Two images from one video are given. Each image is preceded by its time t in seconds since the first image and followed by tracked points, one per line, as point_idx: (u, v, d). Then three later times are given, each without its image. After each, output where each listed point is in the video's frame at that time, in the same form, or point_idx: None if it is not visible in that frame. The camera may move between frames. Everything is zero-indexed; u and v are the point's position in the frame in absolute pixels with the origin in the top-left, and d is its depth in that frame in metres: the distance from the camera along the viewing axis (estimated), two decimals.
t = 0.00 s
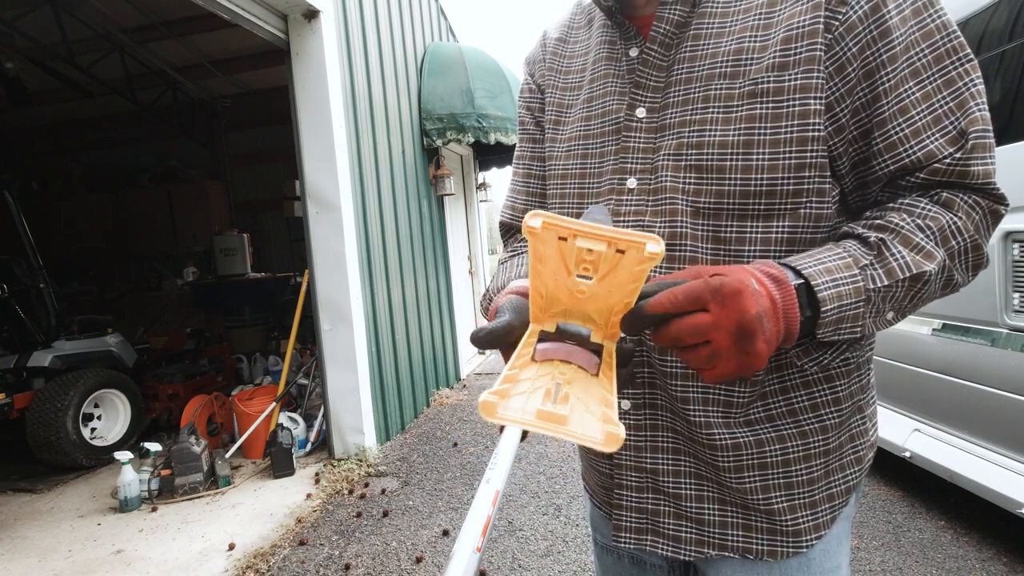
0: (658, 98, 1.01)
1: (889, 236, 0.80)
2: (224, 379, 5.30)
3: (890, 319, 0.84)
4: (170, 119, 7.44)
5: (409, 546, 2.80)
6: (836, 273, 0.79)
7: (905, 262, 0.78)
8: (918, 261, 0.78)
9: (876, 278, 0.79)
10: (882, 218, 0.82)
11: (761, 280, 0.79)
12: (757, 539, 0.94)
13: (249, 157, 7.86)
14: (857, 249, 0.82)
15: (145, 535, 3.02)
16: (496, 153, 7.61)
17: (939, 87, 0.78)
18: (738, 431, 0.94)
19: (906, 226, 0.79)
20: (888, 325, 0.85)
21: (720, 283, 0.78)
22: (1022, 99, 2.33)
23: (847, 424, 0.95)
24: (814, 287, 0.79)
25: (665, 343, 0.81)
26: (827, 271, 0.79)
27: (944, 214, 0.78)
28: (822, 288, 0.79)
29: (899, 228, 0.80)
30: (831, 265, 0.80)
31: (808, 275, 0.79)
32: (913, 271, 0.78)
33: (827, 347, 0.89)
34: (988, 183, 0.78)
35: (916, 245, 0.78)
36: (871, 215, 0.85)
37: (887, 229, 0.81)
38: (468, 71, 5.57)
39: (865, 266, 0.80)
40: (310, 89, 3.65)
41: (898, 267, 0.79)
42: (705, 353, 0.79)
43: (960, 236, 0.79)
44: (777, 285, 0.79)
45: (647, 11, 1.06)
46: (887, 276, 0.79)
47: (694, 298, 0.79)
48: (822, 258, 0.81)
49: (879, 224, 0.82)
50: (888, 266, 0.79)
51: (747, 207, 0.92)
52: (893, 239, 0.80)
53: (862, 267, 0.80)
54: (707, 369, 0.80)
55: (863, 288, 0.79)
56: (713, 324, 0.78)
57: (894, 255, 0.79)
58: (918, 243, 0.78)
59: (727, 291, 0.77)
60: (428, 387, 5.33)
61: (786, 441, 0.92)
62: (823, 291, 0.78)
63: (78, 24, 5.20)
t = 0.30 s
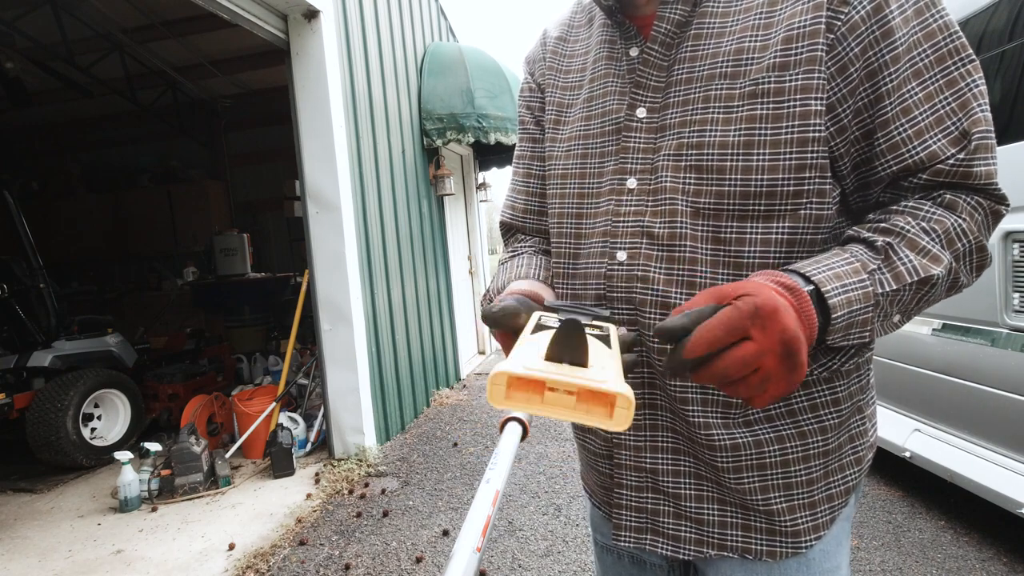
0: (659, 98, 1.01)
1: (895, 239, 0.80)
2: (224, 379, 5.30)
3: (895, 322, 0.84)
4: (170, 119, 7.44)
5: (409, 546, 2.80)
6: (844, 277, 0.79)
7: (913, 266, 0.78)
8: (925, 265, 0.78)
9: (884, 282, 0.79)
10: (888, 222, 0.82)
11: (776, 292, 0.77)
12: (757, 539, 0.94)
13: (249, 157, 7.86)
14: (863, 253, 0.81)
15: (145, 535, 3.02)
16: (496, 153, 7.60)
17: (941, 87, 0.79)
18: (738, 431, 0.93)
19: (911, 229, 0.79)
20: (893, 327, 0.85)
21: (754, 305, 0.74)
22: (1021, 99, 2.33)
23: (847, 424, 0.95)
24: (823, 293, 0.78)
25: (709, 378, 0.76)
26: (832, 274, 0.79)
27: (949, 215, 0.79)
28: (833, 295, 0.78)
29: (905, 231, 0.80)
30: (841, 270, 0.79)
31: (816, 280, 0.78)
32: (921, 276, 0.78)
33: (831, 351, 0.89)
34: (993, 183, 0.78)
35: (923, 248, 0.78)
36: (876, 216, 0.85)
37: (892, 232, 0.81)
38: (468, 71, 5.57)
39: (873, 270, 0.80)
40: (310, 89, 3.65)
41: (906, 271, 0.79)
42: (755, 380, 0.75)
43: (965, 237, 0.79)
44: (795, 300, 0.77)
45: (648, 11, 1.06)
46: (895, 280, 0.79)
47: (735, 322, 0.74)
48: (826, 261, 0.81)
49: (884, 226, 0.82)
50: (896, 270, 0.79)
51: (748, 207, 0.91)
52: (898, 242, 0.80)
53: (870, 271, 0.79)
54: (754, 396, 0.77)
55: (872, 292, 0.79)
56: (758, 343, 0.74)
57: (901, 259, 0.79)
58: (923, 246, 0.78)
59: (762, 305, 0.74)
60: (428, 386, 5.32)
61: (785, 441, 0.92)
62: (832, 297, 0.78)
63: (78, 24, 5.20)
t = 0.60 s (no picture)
0: (659, 101, 1.01)
1: (892, 260, 0.80)
2: (224, 379, 5.29)
3: (882, 335, 0.86)
4: (170, 119, 7.44)
5: (409, 546, 2.80)
6: (834, 305, 0.80)
7: (904, 293, 0.79)
8: (916, 291, 0.79)
9: (874, 307, 0.81)
10: (890, 240, 0.81)
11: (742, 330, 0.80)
12: (757, 541, 0.94)
13: (249, 157, 7.86)
14: (858, 274, 0.82)
15: (145, 535, 3.02)
16: (496, 153, 7.60)
17: (945, 92, 0.79)
18: (736, 434, 0.93)
19: (911, 250, 0.79)
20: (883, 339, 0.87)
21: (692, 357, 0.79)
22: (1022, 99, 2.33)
23: (847, 426, 0.95)
24: (809, 325, 0.80)
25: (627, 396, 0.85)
26: (824, 301, 0.80)
27: (950, 232, 0.79)
28: (818, 324, 0.80)
29: (904, 252, 0.79)
30: (830, 297, 0.80)
31: (804, 311, 0.79)
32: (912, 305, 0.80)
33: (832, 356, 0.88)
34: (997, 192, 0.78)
35: (919, 270, 0.79)
36: (878, 226, 0.85)
37: (890, 251, 0.81)
38: (468, 71, 5.57)
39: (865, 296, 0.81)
40: (310, 89, 3.65)
41: (897, 297, 0.80)
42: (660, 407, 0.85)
43: (964, 254, 0.79)
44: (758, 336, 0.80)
45: (648, 11, 1.06)
46: (885, 305, 0.80)
47: (687, 356, 0.79)
48: (817, 287, 0.81)
49: (883, 244, 0.82)
50: (887, 295, 0.80)
51: (746, 214, 0.91)
52: (894, 262, 0.80)
53: (862, 296, 0.80)
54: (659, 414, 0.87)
55: (861, 318, 0.81)
56: (695, 380, 0.80)
57: (894, 284, 0.80)
58: (921, 268, 0.79)
59: (717, 350, 0.79)
60: (428, 386, 5.33)
61: (784, 443, 0.92)
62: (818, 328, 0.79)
63: (78, 24, 5.20)
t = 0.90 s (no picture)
0: (658, 104, 0.94)
1: (907, 283, 0.77)
2: (224, 379, 5.29)
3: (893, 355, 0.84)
4: (170, 119, 7.44)
5: (409, 546, 2.80)
6: (855, 336, 0.77)
7: (923, 318, 0.77)
8: (935, 316, 0.76)
9: (892, 332, 0.78)
10: (904, 261, 0.78)
11: (794, 381, 0.75)
12: (752, 545, 0.94)
13: (249, 157, 7.86)
14: (875, 299, 0.78)
15: (145, 534, 3.02)
16: (496, 153, 7.60)
17: (953, 102, 0.76)
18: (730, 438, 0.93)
19: (925, 271, 0.76)
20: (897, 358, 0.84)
21: (765, 422, 0.72)
22: (1021, 99, 2.33)
23: (843, 432, 0.94)
24: (835, 362, 0.76)
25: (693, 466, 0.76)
26: (844, 330, 0.76)
27: (961, 251, 0.77)
28: (841, 358, 0.76)
29: (918, 274, 0.76)
30: (851, 328, 0.77)
31: (828, 346, 0.76)
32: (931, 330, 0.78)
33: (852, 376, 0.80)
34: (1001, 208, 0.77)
35: (934, 293, 0.76)
36: (886, 242, 0.81)
37: (904, 274, 0.77)
38: (468, 71, 5.57)
39: (884, 324, 0.78)
40: (310, 89, 3.65)
41: (915, 322, 0.77)
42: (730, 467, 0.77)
43: (974, 271, 0.78)
44: (804, 381, 0.77)
45: (651, 10, 0.99)
46: (903, 331, 0.78)
47: (757, 424, 0.72)
48: (836, 317, 0.77)
49: (898, 265, 0.78)
50: (905, 321, 0.77)
51: (743, 224, 0.86)
52: (910, 286, 0.77)
53: (880, 323, 0.78)
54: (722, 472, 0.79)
55: (880, 346, 0.78)
56: (770, 445, 0.74)
57: (912, 310, 0.77)
58: (937, 290, 0.76)
59: (782, 407, 0.73)
60: (428, 387, 5.33)
61: (778, 448, 0.92)
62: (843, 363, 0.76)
63: (78, 24, 5.21)
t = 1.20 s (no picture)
0: (659, 104, 0.92)
1: (936, 298, 0.72)
2: (224, 379, 5.29)
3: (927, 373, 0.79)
4: (170, 119, 7.44)
5: (408, 546, 2.80)
6: (891, 359, 0.71)
7: (959, 334, 0.71)
8: (972, 331, 0.71)
9: (928, 352, 0.73)
10: (929, 275, 0.73)
11: (835, 417, 0.69)
12: (754, 552, 0.93)
13: (249, 157, 7.86)
14: (905, 317, 0.73)
15: (145, 534, 3.02)
16: (496, 153, 7.60)
17: (971, 103, 0.73)
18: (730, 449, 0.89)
19: (953, 285, 0.71)
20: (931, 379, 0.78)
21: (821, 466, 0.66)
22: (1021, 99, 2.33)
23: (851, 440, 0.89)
24: (876, 389, 0.71)
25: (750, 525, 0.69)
26: (876, 354, 0.71)
27: (988, 261, 0.72)
28: (880, 383, 0.71)
29: (946, 288, 0.72)
30: (886, 351, 0.71)
31: (867, 372, 0.70)
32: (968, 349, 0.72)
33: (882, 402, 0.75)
34: None
35: (966, 306, 0.71)
36: (905, 256, 0.77)
37: (931, 288, 0.72)
38: (468, 71, 5.56)
39: (919, 345, 0.72)
40: (310, 89, 3.65)
41: (951, 339, 0.72)
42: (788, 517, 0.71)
43: (1002, 281, 0.73)
44: (846, 415, 0.71)
45: (652, 5, 0.96)
46: (940, 349, 0.72)
47: (813, 471, 0.66)
48: (868, 339, 0.72)
49: (922, 280, 0.73)
50: (940, 338, 0.72)
51: (745, 229, 0.84)
52: (939, 301, 0.72)
53: (915, 343, 0.72)
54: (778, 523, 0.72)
55: (916, 367, 0.73)
56: (828, 493, 0.68)
57: (947, 326, 0.72)
58: (968, 304, 0.71)
59: (833, 444, 0.67)
60: (428, 387, 5.32)
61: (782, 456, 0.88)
62: (885, 390, 0.71)
63: (78, 24, 5.21)
